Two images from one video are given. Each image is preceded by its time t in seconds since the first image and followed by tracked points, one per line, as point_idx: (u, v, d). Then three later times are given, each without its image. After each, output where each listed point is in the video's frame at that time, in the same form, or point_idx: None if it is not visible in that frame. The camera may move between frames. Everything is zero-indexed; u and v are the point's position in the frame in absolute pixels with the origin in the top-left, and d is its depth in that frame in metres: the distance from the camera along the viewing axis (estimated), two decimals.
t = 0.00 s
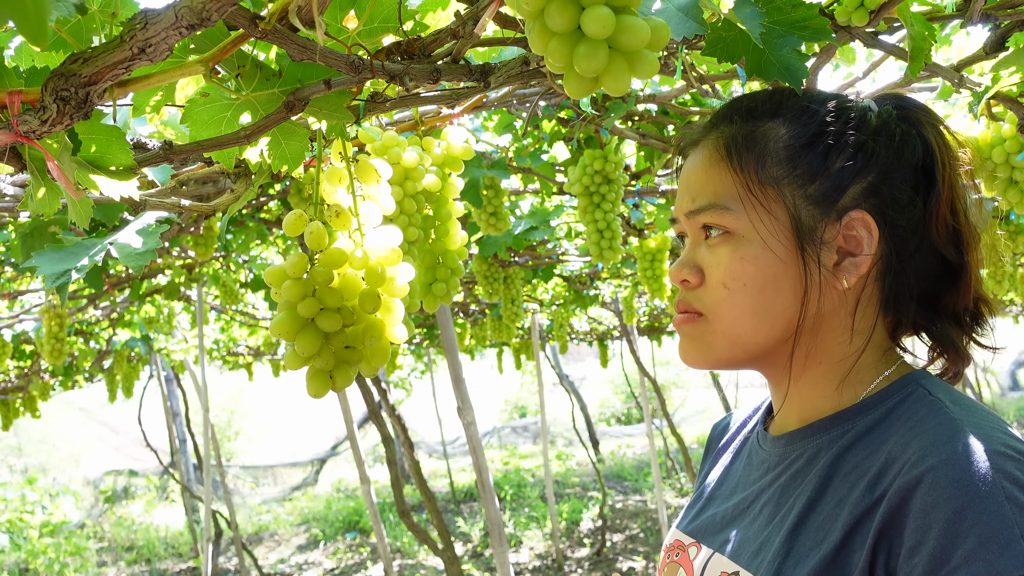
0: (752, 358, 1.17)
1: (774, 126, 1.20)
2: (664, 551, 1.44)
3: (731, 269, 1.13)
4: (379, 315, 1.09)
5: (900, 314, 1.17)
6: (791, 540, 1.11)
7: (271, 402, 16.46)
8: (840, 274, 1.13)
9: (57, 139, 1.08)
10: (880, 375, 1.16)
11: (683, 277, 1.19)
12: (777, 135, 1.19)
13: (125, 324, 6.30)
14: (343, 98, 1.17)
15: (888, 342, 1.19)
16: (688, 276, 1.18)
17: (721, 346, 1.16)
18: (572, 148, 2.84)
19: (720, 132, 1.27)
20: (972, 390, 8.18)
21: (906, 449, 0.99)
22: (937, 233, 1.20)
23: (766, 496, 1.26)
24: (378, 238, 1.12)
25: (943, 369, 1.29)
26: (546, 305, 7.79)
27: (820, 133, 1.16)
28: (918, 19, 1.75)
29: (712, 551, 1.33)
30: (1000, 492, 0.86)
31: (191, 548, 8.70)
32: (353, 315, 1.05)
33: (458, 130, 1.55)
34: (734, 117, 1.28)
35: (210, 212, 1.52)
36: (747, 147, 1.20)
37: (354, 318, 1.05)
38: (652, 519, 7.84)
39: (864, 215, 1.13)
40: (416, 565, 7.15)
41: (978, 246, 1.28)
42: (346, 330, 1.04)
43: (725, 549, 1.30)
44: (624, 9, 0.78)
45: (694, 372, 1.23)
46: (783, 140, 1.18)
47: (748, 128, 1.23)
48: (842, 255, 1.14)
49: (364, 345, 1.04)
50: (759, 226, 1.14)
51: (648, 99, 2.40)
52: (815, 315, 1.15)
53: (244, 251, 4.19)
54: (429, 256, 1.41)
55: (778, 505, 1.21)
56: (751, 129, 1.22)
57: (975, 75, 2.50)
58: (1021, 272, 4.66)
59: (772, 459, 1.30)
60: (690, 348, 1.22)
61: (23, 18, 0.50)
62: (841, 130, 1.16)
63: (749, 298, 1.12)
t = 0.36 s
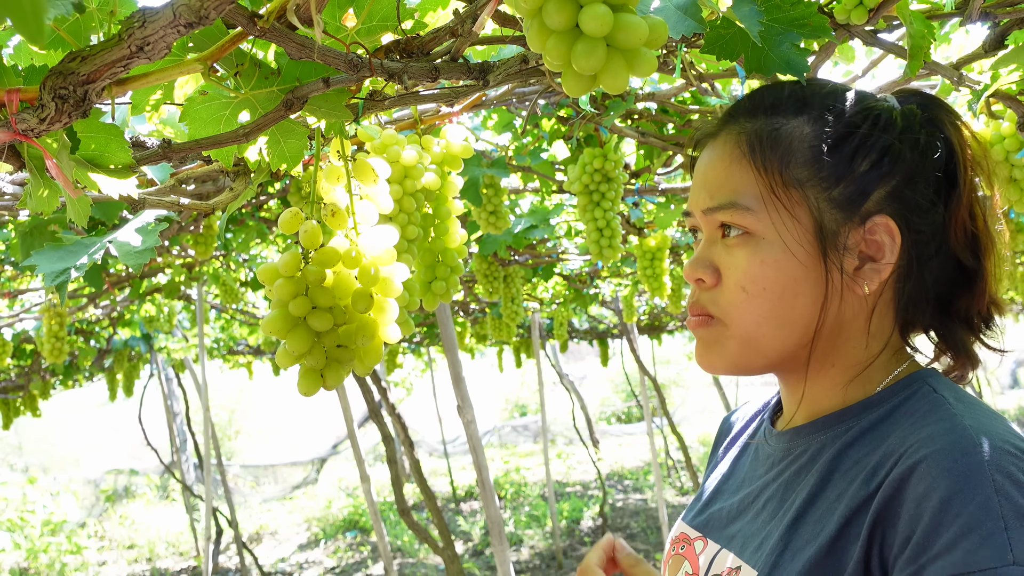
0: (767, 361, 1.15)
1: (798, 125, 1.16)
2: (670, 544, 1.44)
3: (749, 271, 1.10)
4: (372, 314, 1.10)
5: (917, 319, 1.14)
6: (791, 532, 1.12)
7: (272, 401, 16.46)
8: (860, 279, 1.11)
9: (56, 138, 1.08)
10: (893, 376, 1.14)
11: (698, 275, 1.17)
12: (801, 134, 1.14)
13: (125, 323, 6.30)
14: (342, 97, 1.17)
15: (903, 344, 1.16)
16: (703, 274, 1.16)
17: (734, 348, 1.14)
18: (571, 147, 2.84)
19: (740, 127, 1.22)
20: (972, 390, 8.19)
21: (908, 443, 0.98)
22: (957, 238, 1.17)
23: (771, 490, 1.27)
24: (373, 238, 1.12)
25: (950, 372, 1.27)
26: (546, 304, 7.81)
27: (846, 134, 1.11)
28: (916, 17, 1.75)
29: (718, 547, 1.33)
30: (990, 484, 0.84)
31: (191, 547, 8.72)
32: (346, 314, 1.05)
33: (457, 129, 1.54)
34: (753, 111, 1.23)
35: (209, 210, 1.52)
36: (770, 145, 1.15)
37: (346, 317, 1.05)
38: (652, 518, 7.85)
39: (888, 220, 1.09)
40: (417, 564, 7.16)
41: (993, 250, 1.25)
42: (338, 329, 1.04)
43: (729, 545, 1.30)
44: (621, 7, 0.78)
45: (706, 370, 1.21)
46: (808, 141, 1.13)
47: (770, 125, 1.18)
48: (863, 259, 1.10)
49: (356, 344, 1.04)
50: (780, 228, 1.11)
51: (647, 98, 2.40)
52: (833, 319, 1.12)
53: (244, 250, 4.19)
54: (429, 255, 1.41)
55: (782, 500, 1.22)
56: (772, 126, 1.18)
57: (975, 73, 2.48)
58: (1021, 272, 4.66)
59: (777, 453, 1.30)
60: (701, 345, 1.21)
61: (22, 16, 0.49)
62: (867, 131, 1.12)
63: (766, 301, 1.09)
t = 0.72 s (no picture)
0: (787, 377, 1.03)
1: (827, 127, 1.02)
2: (686, 531, 1.35)
3: (771, 284, 0.97)
4: (378, 312, 1.11)
5: (949, 323, 1.05)
6: (790, 522, 1.06)
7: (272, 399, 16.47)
8: (885, 293, 0.99)
9: (56, 138, 1.08)
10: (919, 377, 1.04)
11: (721, 283, 1.04)
12: (830, 137, 1.00)
13: (125, 322, 6.30)
14: (342, 97, 1.17)
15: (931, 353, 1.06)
16: (727, 283, 1.03)
17: (756, 363, 1.01)
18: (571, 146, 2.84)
19: (766, 127, 1.08)
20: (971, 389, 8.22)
21: (914, 427, 0.94)
22: (996, 248, 1.04)
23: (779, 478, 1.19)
24: (377, 236, 1.12)
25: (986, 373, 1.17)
26: (546, 302, 7.82)
27: (881, 138, 0.98)
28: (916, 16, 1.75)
29: (736, 537, 1.23)
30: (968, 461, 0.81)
31: (191, 546, 8.74)
32: (352, 312, 1.06)
33: (457, 129, 1.55)
34: (782, 110, 1.09)
35: (210, 210, 1.53)
36: (796, 151, 1.01)
37: (353, 316, 1.06)
38: (652, 517, 7.87)
39: (920, 233, 0.96)
40: (417, 562, 7.18)
41: None
42: (345, 328, 1.05)
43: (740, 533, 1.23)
44: (622, 7, 0.78)
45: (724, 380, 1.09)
46: (838, 146, 0.99)
47: (798, 127, 1.04)
48: (890, 273, 0.98)
49: (363, 341, 1.06)
50: (806, 239, 0.97)
51: (647, 97, 2.40)
52: (857, 335, 1.00)
53: (244, 249, 4.19)
54: (429, 254, 1.41)
55: (787, 491, 1.14)
56: (800, 127, 1.04)
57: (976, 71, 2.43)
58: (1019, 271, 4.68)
59: (791, 447, 1.22)
60: (725, 357, 1.08)
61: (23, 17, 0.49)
62: (902, 136, 0.98)
63: (789, 318, 0.97)
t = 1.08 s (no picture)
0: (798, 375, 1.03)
1: (825, 132, 1.00)
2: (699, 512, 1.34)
3: (776, 292, 0.97)
4: (371, 314, 1.12)
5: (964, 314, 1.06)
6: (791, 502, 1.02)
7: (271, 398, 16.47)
8: (895, 294, 0.97)
9: (52, 138, 1.07)
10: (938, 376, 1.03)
11: (732, 289, 1.04)
12: (829, 144, 0.99)
13: (124, 321, 6.30)
14: (339, 97, 1.16)
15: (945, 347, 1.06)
16: (738, 290, 1.03)
17: (760, 360, 1.04)
18: (570, 144, 2.84)
19: (765, 135, 1.07)
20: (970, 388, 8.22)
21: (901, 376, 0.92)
22: (1002, 238, 1.04)
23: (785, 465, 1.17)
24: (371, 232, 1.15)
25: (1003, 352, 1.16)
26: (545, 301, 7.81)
27: (879, 142, 0.97)
28: (914, 15, 1.74)
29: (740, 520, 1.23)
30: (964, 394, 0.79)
31: (190, 545, 8.76)
32: (343, 313, 1.06)
33: (455, 128, 1.54)
34: (779, 118, 1.08)
35: (206, 210, 1.54)
36: (794, 161, 1.00)
37: (344, 316, 1.06)
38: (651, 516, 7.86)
39: (925, 233, 0.95)
40: (416, 560, 7.19)
41: None
42: (335, 329, 1.05)
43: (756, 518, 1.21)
44: (618, 7, 0.78)
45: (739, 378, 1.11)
46: (836, 152, 0.98)
47: (795, 134, 1.03)
48: (897, 273, 0.97)
49: (354, 343, 1.06)
50: (809, 246, 0.96)
51: (645, 96, 2.41)
52: (867, 336, 0.99)
53: (243, 248, 4.19)
54: (426, 253, 1.40)
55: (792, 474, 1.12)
56: (797, 135, 1.02)
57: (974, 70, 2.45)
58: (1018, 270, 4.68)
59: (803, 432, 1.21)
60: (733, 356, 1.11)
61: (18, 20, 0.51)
62: (901, 137, 0.98)
63: (796, 325, 0.96)
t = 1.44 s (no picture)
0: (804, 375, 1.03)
1: (822, 138, 1.01)
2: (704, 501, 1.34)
3: (781, 296, 0.97)
4: (353, 315, 1.12)
5: (964, 314, 1.06)
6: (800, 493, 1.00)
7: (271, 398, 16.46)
8: (898, 295, 0.97)
9: (52, 138, 1.07)
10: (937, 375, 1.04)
11: (734, 295, 1.03)
12: (827, 149, 0.99)
13: (123, 321, 6.30)
14: (339, 96, 1.15)
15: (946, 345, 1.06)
16: (741, 294, 1.02)
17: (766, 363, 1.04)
18: (570, 144, 2.83)
19: (763, 143, 1.07)
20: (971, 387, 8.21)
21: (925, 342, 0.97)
22: (999, 240, 1.04)
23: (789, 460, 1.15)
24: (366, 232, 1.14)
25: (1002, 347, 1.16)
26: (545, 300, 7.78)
27: (877, 145, 0.97)
28: (914, 15, 1.74)
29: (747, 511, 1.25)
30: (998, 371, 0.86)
31: (190, 544, 8.76)
32: (326, 314, 1.06)
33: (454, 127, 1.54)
34: (777, 126, 1.08)
35: (206, 209, 1.53)
36: (794, 167, 0.99)
37: (327, 316, 1.06)
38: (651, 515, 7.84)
39: (926, 233, 0.95)
40: (416, 560, 7.19)
41: None
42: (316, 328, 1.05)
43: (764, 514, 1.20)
44: (618, 6, 0.78)
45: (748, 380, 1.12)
46: (835, 156, 0.99)
47: (794, 141, 1.02)
48: (899, 274, 0.97)
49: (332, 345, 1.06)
50: (813, 248, 0.96)
51: (645, 95, 2.40)
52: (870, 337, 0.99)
53: (242, 247, 4.19)
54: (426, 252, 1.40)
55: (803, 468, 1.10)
56: (796, 142, 1.02)
57: (974, 70, 2.45)
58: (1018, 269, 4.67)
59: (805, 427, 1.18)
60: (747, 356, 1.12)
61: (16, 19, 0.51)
62: (899, 140, 0.98)
63: (804, 327, 0.97)
